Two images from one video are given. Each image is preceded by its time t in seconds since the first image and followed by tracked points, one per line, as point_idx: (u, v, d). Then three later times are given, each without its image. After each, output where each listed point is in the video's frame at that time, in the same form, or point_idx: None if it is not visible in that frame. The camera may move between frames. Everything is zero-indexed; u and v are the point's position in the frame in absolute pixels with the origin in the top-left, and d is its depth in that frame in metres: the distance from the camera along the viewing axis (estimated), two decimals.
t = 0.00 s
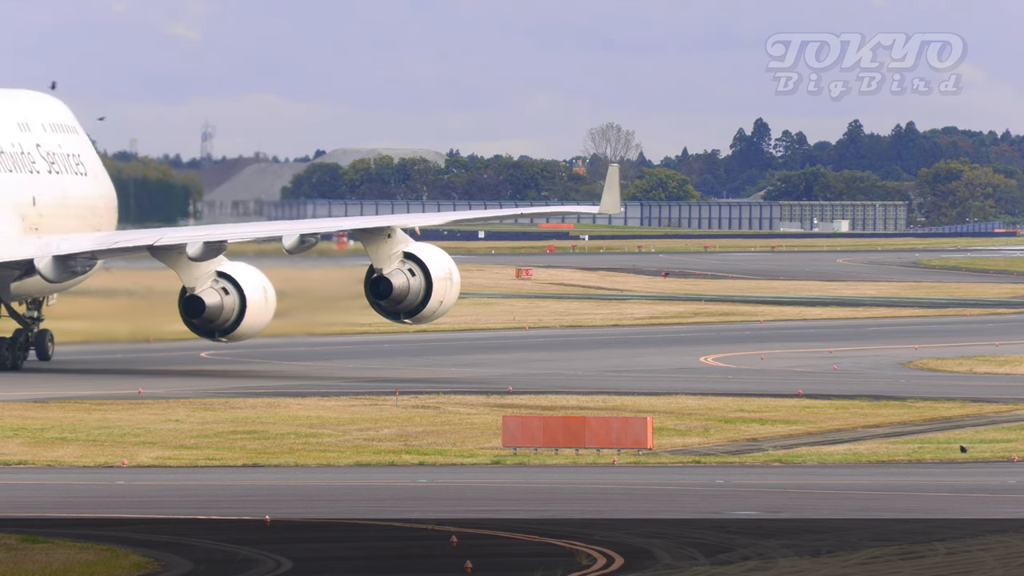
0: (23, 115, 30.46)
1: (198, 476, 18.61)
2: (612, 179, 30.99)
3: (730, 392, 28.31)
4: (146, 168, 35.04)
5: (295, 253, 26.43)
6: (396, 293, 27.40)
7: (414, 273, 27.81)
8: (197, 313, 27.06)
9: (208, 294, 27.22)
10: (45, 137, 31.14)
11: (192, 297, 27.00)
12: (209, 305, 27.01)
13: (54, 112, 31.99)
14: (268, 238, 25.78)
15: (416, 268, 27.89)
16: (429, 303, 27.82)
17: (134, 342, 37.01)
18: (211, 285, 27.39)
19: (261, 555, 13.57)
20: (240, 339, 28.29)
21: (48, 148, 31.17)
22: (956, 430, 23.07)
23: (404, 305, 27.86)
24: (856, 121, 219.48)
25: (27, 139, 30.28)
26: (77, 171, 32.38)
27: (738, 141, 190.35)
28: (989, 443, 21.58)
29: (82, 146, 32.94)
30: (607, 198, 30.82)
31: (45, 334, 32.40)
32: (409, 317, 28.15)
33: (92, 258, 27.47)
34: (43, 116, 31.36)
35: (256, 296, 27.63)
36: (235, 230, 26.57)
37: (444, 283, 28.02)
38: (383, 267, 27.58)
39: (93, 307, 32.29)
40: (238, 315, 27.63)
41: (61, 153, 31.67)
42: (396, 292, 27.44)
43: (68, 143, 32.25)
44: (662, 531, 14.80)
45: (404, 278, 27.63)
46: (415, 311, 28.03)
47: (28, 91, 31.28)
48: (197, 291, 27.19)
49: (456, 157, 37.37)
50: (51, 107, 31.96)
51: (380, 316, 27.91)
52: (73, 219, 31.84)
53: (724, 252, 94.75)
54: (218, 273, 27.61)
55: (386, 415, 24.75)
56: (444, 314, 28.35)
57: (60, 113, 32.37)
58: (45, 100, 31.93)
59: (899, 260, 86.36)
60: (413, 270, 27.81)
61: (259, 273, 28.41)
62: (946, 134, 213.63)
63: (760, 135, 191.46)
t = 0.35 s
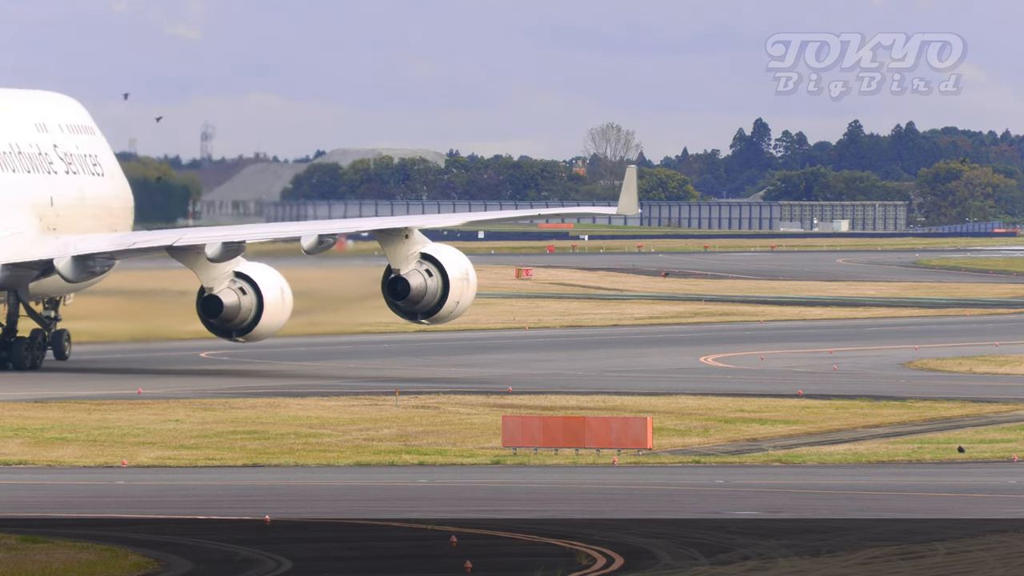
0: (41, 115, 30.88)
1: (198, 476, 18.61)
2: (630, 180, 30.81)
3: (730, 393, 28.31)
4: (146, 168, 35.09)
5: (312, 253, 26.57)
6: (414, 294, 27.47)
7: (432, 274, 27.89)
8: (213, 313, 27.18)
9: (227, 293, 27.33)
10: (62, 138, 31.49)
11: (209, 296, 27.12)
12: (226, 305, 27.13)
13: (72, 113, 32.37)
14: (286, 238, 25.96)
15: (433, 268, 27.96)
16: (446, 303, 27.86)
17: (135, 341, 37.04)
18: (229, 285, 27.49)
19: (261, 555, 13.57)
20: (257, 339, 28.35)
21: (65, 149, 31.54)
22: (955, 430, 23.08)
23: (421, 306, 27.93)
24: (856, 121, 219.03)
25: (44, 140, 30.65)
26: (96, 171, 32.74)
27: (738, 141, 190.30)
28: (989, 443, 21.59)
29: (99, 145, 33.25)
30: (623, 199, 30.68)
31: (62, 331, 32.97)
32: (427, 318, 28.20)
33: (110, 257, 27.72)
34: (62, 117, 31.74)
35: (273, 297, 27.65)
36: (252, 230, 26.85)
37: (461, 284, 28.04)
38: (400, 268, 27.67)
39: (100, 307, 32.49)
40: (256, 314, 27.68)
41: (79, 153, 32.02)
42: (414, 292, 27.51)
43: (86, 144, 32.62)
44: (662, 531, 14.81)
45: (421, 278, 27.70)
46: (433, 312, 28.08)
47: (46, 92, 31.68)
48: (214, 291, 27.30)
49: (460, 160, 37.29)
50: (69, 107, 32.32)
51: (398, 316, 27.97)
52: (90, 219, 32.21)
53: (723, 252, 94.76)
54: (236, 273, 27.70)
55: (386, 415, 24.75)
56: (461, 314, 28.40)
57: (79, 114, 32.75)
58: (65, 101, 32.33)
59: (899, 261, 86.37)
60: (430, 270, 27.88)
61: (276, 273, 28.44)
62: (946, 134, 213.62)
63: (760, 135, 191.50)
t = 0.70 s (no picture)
0: (59, 116, 31.17)
1: (197, 476, 18.62)
2: (647, 182, 31.06)
3: (730, 393, 28.32)
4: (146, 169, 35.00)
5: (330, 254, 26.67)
6: (432, 295, 27.54)
7: (449, 273, 27.93)
8: (230, 312, 27.26)
9: (244, 293, 27.40)
10: (79, 139, 31.77)
11: (226, 296, 27.19)
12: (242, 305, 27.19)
13: (89, 114, 32.67)
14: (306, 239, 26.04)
15: (450, 268, 28.00)
16: (463, 303, 27.90)
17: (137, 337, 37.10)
18: (246, 284, 27.52)
19: (261, 555, 13.58)
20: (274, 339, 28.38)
21: (82, 149, 31.82)
22: (956, 430, 23.10)
23: (438, 305, 27.98)
24: (856, 121, 218.82)
25: (61, 140, 30.94)
26: (112, 171, 33.02)
27: (738, 141, 190.32)
28: (989, 443, 21.60)
29: (116, 146, 33.52)
30: (640, 200, 30.82)
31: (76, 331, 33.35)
32: (444, 317, 28.25)
33: (128, 257, 27.73)
34: (79, 117, 32.04)
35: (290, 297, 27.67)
36: (272, 230, 26.91)
37: (478, 284, 28.08)
38: (420, 268, 27.72)
39: (112, 307, 32.82)
40: (272, 314, 27.74)
41: (96, 154, 32.28)
42: (431, 292, 27.56)
43: (103, 145, 32.89)
44: (662, 531, 14.81)
45: (438, 278, 27.75)
46: (450, 311, 28.12)
47: (64, 94, 31.98)
48: (231, 291, 27.35)
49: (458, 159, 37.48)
50: (86, 108, 32.63)
51: (415, 316, 28.06)
52: (107, 219, 32.45)
53: (724, 252, 94.80)
54: (253, 273, 27.73)
55: (386, 415, 24.75)
56: (478, 314, 28.43)
57: (96, 115, 33.05)
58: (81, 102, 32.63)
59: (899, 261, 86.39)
60: (447, 270, 27.92)
61: (292, 272, 28.47)
62: (946, 134, 213.61)
63: (760, 135, 191.56)
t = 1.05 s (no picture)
0: (76, 118, 32.72)
1: (197, 476, 18.61)
2: (664, 181, 31.10)
3: (730, 393, 28.31)
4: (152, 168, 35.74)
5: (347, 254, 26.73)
6: (448, 294, 27.66)
7: (465, 273, 28.06)
8: (248, 312, 27.43)
9: (261, 293, 27.61)
10: (96, 139, 33.31)
11: (243, 296, 27.37)
12: (259, 304, 27.36)
13: (106, 115, 34.15)
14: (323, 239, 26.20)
15: (467, 268, 28.11)
16: (480, 303, 28.04)
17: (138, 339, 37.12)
18: (263, 285, 27.70)
19: (261, 555, 13.57)
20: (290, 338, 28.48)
21: (99, 150, 33.34)
22: (956, 430, 23.08)
23: (455, 305, 28.12)
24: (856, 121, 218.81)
25: (78, 141, 32.48)
26: (128, 171, 34.45)
27: (738, 141, 190.25)
28: (989, 443, 21.59)
29: (132, 147, 34.92)
30: (657, 199, 30.88)
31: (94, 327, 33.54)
32: (462, 317, 28.40)
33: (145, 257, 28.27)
34: (96, 118, 33.55)
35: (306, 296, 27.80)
36: (288, 229, 27.19)
37: (494, 284, 28.17)
38: (436, 268, 27.87)
39: (115, 306, 32.90)
40: (289, 313, 27.92)
41: (112, 154, 33.77)
42: (447, 292, 27.71)
43: (118, 145, 34.31)
44: (662, 531, 14.81)
45: (455, 278, 27.89)
46: (467, 311, 28.26)
47: (81, 96, 33.48)
48: (248, 291, 27.55)
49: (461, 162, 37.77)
50: (102, 109, 34.12)
51: (432, 315, 28.20)
52: (123, 219, 33.96)
53: (724, 252, 94.78)
54: (270, 273, 27.91)
55: (385, 415, 24.74)
56: (495, 313, 28.58)
57: (113, 116, 34.50)
58: (99, 104, 34.14)
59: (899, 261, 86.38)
60: (464, 270, 28.04)
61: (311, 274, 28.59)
62: (946, 134, 213.57)
63: (760, 135, 191.50)
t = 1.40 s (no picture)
0: (93, 119, 33.02)
1: (197, 476, 18.62)
2: (680, 181, 31.14)
3: (730, 393, 28.32)
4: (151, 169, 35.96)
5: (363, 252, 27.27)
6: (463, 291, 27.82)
7: (481, 273, 28.25)
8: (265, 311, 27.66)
9: (279, 293, 27.77)
10: (113, 140, 33.56)
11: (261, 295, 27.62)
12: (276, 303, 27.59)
13: (122, 116, 34.40)
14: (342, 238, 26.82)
15: (483, 268, 28.30)
16: (497, 302, 28.18)
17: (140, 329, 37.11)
18: (280, 284, 27.91)
19: (261, 555, 13.58)
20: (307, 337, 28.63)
21: (116, 150, 33.60)
22: (956, 430, 23.10)
23: (472, 305, 28.27)
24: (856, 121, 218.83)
25: (95, 141, 32.76)
26: (145, 172, 34.65)
27: (738, 141, 190.25)
28: (989, 443, 21.60)
29: (148, 147, 35.14)
30: (674, 199, 30.94)
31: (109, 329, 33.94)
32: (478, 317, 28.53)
33: (163, 256, 28.48)
34: (112, 119, 33.84)
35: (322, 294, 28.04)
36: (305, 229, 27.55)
37: (509, 283, 28.33)
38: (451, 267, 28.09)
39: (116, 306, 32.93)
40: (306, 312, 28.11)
41: (129, 155, 34.01)
42: (464, 292, 27.89)
43: (135, 146, 34.55)
44: (662, 531, 14.81)
45: (472, 278, 28.07)
46: (484, 311, 28.40)
47: (98, 97, 33.80)
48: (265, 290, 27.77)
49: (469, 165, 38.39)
50: (119, 110, 34.40)
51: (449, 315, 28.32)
52: (139, 219, 34.15)
53: (723, 252, 94.83)
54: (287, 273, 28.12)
55: (386, 415, 24.75)
56: (510, 314, 28.72)
57: (129, 117, 34.76)
58: (115, 106, 34.43)
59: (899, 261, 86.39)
60: (480, 270, 28.25)
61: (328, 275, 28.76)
62: (946, 134, 213.66)
63: (760, 136, 191.54)
